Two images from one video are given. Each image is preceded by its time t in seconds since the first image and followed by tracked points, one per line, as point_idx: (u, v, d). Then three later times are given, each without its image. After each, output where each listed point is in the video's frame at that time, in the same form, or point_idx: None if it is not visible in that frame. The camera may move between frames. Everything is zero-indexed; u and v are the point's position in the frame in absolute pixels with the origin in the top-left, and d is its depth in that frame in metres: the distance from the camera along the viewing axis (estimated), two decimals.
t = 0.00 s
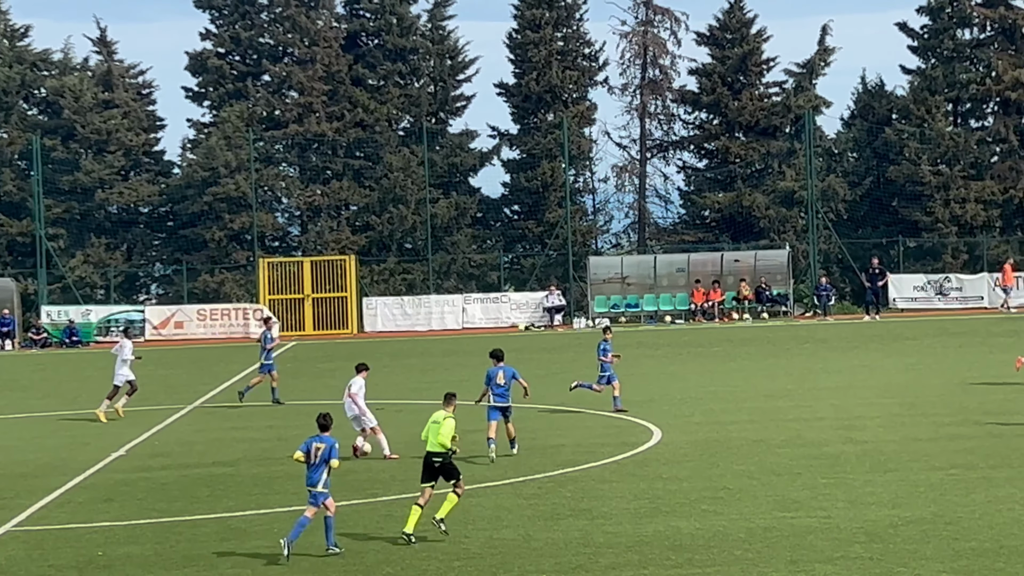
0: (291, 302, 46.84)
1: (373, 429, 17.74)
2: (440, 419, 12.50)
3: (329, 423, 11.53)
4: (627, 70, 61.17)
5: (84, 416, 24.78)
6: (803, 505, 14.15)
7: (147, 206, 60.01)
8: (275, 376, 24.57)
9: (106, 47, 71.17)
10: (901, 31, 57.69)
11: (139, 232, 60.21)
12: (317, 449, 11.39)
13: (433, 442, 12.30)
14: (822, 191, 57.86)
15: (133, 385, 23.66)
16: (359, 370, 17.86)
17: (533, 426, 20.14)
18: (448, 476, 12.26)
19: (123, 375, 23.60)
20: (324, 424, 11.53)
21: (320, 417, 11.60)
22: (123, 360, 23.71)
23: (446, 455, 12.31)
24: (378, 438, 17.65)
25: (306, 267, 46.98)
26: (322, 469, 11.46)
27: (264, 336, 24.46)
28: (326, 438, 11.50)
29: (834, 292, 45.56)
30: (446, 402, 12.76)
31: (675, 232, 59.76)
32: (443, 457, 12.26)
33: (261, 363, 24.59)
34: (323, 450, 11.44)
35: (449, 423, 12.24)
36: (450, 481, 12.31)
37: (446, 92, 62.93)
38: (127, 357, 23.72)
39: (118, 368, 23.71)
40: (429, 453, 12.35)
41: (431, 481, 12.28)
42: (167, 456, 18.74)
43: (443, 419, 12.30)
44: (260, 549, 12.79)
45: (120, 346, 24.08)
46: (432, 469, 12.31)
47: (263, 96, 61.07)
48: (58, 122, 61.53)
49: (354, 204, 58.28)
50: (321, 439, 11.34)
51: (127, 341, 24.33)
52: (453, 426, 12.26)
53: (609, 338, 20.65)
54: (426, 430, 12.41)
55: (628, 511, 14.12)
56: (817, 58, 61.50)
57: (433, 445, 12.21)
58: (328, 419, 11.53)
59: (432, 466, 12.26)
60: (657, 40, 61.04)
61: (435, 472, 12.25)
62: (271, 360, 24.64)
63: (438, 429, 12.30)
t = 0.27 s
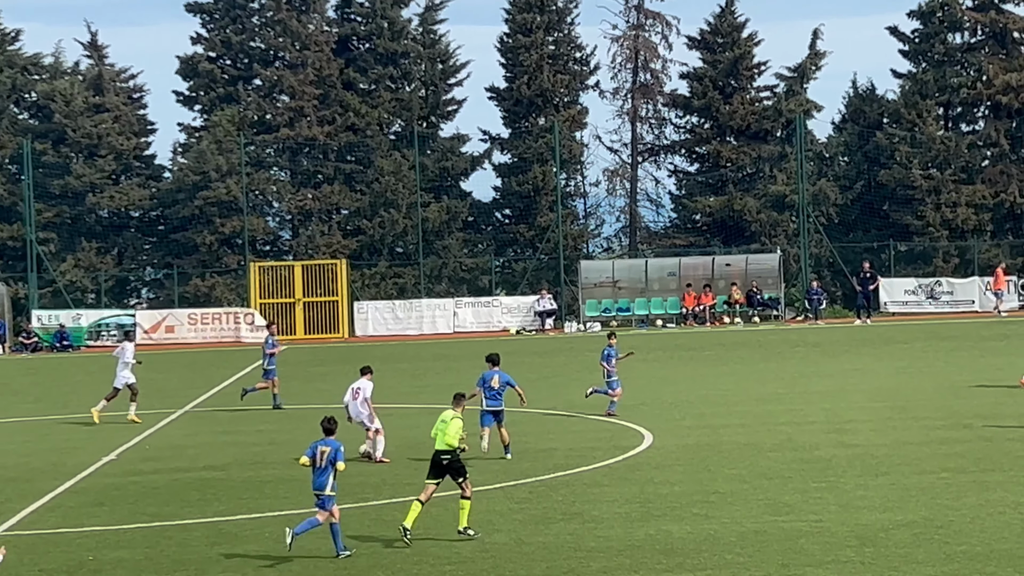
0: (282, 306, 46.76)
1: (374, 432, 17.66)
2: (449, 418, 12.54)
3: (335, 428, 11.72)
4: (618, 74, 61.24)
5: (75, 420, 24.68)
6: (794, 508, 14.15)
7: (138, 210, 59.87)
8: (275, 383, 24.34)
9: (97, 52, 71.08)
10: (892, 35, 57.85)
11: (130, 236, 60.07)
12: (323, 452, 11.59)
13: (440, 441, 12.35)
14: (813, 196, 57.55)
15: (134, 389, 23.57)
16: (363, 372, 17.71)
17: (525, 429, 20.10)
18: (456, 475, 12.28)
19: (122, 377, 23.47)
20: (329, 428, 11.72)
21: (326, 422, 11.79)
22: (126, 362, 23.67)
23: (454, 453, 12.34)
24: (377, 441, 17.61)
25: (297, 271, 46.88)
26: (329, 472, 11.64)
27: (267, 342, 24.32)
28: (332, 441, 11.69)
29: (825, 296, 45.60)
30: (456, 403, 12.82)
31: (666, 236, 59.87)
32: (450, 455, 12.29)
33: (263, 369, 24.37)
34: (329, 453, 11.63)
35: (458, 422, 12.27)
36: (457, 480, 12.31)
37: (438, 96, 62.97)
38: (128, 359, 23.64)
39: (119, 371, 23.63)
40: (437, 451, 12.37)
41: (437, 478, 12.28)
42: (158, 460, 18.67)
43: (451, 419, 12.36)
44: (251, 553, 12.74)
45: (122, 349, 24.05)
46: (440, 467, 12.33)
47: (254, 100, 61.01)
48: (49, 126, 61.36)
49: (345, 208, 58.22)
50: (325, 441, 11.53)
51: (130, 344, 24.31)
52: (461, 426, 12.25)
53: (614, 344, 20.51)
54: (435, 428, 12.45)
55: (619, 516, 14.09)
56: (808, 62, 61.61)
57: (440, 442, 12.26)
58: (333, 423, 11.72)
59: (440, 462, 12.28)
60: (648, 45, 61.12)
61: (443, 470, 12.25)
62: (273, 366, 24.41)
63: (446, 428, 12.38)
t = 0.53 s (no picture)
0: (273, 310, 46.66)
1: (375, 433, 17.91)
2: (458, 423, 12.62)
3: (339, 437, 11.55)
4: (610, 78, 61.27)
5: (65, 425, 24.58)
6: (785, 513, 14.14)
7: (129, 214, 59.68)
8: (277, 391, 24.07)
9: (88, 56, 70.94)
10: (884, 39, 57.99)
11: (121, 241, 59.87)
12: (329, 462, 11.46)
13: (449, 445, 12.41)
14: (803, 200, 57.44)
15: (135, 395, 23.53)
16: (365, 372, 17.94)
17: (517, 433, 20.07)
18: (464, 479, 12.32)
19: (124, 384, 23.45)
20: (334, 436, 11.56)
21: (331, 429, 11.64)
22: (126, 369, 23.58)
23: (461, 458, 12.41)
24: (376, 441, 17.74)
25: (288, 276, 46.63)
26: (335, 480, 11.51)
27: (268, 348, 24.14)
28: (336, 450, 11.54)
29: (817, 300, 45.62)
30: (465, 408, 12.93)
31: (657, 241, 59.27)
32: (458, 459, 12.37)
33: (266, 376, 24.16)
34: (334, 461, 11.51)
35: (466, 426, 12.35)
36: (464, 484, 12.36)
37: (429, 100, 62.92)
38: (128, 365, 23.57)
39: (121, 378, 23.60)
40: (446, 455, 12.44)
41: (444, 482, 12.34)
42: (149, 465, 18.59)
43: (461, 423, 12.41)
44: (242, 558, 12.69)
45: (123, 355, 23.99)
46: (448, 471, 12.39)
47: (245, 105, 60.92)
48: (40, 130, 61.13)
49: (337, 212, 58.16)
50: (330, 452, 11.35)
51: (132, 350, 24.25)
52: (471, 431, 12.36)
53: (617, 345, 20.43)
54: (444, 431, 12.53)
55: (610, 520, 14.07)
56: (800, 67, 61.66)
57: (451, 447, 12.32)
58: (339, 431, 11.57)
59: (447, 466, 12.35)
60: (640, 49, 61.16)
61: (450, 473, 12.32)
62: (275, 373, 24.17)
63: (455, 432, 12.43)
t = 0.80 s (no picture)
0: (264, 315, 46.55)
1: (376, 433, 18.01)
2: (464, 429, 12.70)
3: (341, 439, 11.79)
4: (600, 82, 61.28)
5: (56, 429, 24.48)
6: (776, 517, 14.14)
7: (119, 218, 59.52)
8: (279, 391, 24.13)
9: (79, 60, 70.74)
10: (875, 43, 58.09)
11: (111, 245, 59.72)
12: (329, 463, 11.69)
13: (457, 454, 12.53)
14: (795, 204, 58.20)
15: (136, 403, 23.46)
16: (368, 371, 17.95)
17: (508, 438, 19.99)
18: (472, 488, 12.55)
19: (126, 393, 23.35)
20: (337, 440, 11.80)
21: (336, 434, 11.96)
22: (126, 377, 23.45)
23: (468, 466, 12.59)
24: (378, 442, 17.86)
25: (279, 279, 46.74)
26: (337, 482, 11.71)
27: (268, 348, 24.22)
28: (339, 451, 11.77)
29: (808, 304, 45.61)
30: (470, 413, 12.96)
31: (648, 244, 59.52)
32: (466, 467, 12.51)
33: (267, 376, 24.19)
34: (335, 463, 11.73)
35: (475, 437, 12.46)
36: (470, 491, 12.59)
37: (419, 104, 62.78)
38: (129, 374, 23.47)
39: (123, 386, 23.52)
40: (452, 461, 12.59)
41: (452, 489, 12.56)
42: (139, 469, 18.51)
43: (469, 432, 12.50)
44: (232, 562, 12.65)
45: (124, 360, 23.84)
46: (454, 478, 12.59)
47: (236, 109, 60.77)
48: (29, 134, 60.88)
49: (327, 216, 58.06)
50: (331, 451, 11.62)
51: (131, 356, 24.07)
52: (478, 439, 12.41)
53: (621, 346, 20.52)
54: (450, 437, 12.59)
55: (601, 524, 14.06)
56: (790, 71, 61.73)
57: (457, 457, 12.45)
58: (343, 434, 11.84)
59: (455, 475, 12.53)
60: (631, 53, 61.11)
61: (458, 482, 12.52)
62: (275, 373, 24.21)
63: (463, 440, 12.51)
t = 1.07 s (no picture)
0: (253, 318, 46.43)
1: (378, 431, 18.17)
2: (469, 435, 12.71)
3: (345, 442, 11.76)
4: (590, 86, 61.32)
5: (44, 433, 24.37)
6: (765, 521, 14.13)
7: (108, 222, 59.39)
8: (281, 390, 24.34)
9: (67, 63, 70.55)
10: (864, 47, 58.23)
11: (100, 249, 59.57)
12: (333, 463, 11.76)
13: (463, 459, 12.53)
14: (784, 208, 58.30)
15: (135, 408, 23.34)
16: (369, 372, 18.04)
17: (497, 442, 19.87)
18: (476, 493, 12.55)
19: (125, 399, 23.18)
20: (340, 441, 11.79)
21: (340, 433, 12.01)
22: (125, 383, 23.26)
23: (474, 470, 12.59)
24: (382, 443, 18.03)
25: (268, 283, 46.70)
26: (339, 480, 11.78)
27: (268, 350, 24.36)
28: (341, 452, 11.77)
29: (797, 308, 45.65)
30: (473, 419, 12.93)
31: (637, 248, 59.90)
32: (470, 472, 12.50)
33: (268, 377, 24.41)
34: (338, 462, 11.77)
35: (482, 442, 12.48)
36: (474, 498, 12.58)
37: (409, 108, 62.89)
38: (126, 379, 23.33)
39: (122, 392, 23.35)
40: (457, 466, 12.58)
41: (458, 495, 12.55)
42: (128, 473, 18.39)
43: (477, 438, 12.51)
44: (221, 566, 12.59)
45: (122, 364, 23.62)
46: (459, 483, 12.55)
47: (225, 113, 60.56)
48: (18, 137, 60.69)
49: (316, 220, 58.00)
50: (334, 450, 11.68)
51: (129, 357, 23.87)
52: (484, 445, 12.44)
53: (624, 350, 20.60)
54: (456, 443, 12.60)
55: (591, 528, 14.03)
56: (780, 75, 61.83)
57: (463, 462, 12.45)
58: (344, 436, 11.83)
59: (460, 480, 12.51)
60: (621, 57, 61.14)
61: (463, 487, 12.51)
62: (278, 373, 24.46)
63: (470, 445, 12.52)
